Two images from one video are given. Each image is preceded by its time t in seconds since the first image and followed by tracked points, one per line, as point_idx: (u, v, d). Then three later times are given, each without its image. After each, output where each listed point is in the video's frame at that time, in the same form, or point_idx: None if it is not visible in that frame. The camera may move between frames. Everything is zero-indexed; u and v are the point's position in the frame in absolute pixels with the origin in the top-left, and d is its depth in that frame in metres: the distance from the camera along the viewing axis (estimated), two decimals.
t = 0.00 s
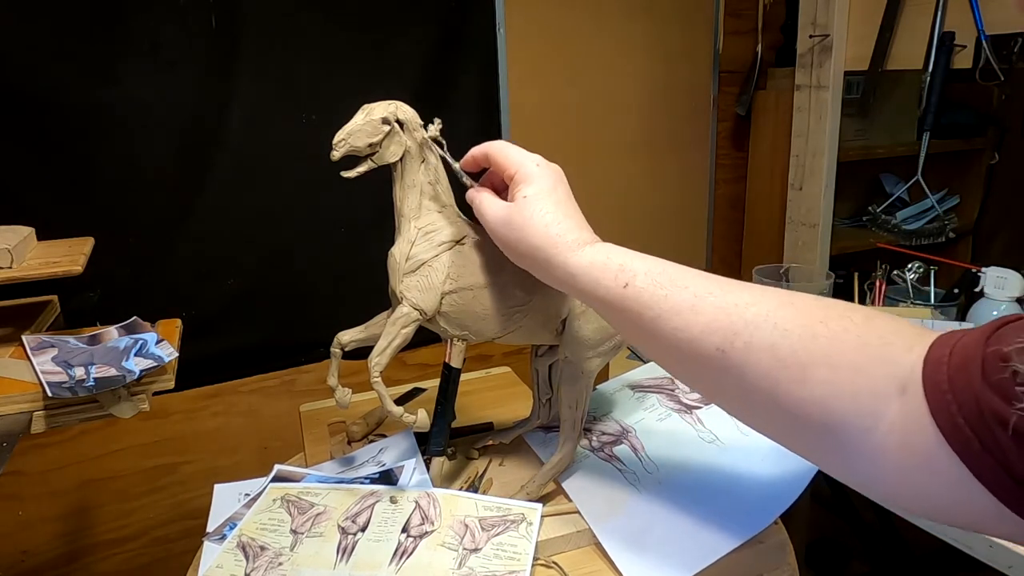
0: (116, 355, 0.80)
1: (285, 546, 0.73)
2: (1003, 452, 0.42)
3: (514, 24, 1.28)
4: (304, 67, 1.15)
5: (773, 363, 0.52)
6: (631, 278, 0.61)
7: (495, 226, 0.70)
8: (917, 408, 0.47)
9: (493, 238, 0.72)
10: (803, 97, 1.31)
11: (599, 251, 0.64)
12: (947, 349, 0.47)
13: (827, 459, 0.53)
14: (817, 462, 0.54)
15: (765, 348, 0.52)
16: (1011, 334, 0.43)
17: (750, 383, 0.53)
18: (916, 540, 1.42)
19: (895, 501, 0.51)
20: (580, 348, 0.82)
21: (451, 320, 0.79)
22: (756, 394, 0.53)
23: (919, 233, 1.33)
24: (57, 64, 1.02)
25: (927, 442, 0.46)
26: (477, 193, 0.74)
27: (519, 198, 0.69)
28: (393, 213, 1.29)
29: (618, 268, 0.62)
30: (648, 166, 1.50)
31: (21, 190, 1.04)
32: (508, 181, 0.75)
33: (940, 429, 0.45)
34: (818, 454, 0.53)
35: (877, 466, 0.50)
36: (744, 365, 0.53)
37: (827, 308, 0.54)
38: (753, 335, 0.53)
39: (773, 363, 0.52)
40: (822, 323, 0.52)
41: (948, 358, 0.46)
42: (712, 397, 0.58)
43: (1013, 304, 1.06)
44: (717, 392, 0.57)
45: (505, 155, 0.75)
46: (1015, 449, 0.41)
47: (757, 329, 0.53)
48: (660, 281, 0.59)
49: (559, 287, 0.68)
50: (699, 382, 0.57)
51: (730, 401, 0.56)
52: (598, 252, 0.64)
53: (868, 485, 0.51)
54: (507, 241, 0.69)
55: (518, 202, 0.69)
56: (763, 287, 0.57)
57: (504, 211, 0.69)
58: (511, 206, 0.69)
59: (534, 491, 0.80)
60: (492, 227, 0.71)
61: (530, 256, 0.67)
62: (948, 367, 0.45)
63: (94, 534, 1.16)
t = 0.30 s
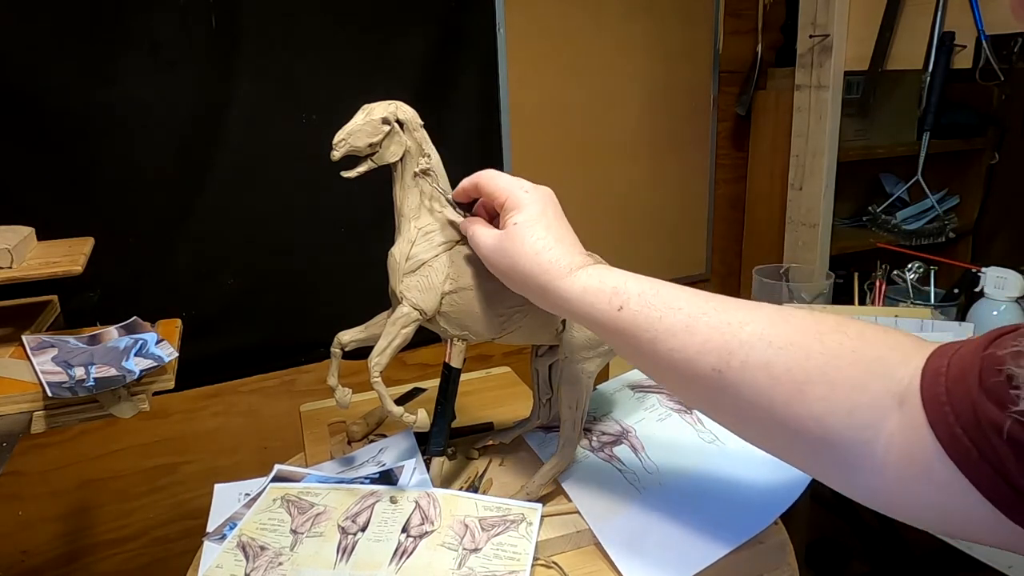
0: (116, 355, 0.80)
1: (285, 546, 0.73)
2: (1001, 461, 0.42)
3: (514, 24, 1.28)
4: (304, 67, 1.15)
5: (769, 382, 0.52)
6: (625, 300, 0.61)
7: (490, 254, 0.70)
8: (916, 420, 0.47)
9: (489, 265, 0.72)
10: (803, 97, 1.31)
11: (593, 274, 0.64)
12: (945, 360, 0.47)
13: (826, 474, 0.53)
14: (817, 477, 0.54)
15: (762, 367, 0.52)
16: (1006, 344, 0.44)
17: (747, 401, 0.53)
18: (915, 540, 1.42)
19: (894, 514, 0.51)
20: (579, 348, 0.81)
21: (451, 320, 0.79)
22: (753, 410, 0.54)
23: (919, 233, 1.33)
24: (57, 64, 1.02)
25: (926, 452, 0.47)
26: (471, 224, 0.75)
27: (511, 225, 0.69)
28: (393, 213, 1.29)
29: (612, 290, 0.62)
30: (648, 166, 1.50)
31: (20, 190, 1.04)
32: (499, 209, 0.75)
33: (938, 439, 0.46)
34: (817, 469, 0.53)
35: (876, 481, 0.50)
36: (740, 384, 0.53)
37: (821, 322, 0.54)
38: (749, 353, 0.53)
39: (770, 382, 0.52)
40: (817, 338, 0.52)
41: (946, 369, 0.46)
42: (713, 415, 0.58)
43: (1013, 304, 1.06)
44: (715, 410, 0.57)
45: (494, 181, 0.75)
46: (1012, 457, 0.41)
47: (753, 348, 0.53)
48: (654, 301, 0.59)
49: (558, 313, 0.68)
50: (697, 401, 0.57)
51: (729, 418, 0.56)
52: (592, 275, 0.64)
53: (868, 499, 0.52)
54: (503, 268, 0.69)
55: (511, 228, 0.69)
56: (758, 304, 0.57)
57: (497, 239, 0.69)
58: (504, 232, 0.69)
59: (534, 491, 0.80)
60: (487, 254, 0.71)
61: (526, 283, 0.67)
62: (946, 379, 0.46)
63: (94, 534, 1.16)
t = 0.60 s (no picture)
0: (116, 355, 0.80)
1: (285, 546, 0.73)
2: (996, 452, 0.42)
3: (514, 25, 1.28)
4: (304, 67, 1.15)
5: (755, 368, 0.52)
6: (612, 286, 0.61)
7: (479, 237, 0.71)
8: (906, 408, 0.47)
9: (478, 247, 0.73)
10: (803, 97, 1.31)
11: (582, 260, 0.64)
12: (936, 349, 0.47)
13: (815, 461, 0.53)
14: (807, 466, 0.54)
15: (747, 351, 0.53)
16: (1000, 334, 0.43)
17: (734, 387, 0.54)
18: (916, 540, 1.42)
19: (884, 502, 0.51)
20: (579, 348, 0.81)
21: (451, 320, 0.79)
22: (740, 396, 0.54)
23: (919, 233, 1.33)
24: (57, 64, 1.02)
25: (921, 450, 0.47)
26: (464, 203, 0.75)
27: (501, 208, 0.69)
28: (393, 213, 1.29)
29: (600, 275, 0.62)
30: (648, 166, 1.50)
31: (20, 190, 1.04)
32: (493, 191, 0.75)
33: (931, 430, 0.45)
34: (806, 457, 0.53)
35: (865, 468, 0.50)
36: (727, 369, 0.53)
37: (809, 310, 0.54)
38: (735, 339, 0.53)
39: (756, 368, 0.52)
40: (804, 324, 0.52)
41: (938, 358, 0.46)
42: (700, 402, 0.58)
43: (1013, 304, 1.06)
44: (703, 397, 0.57)
45: (489, 163, 0.75)
46: (1007, 449, 0.41)
47: (739, 333, 0.53)
48: (641, 287, 0.59)
49: (544, 297, 0.68)
50: (686, 389, 0.58)
51: (717, 406, 0.56)
52: (581, 261, 0.64)
53: (858, 488, 0.52)
54: (492, 252, 0.69)
55: (501, 212, 0.69)
56: (745, 290, 0.57)
57: (488, 222, 0.70)
58: (494, 216, 0.69)
59: (534, 491, 0.80)
60: (477, 237, 0.71)
61: (513, 266, 0.68)
62: (938, 368, 0.46)
63: (94, 534, 1.16)
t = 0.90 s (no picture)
0: (116, 355, 0.80)
1: (285, 545, 0.73)
2: (994, 452, 0.42)
3: (515, 25, 1.29)
4: (304, 67, 1.15)
5: (757, 367, 0.52)
6: (613, 282, 0.61)
7: (481, 230, 0.70)
8: (906, 409, 0.47)
9: (478, 240, 0.72)
10: (803, 97, 1.31)
11: (584, 255, 0.64)
12: (935, 349, 0.47)
13: (817, 461, 0.53)
14: (808, 465, 0.54)
15: (750, 350, 0.52)
16: (1000, 335, 0.43)
17: (735, 385, 0.53)
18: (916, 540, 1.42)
19: (885, 503, 0.51)
20: (579, 348, 0.81)
21: (451, 320, 0.79)
22: (742, 395, 0.54)
23: (919, 233, 1.33)
24: (57, 64, 1.02)
25: (920, 452, 0.46)
26: (465, 194, 0.74)
27: (504, 203, 0.69)
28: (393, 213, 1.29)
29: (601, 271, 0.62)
30: (648, 165, 1.50)
31: (20, 190, 1.04)
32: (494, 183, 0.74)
33: (930, 430, 0.45)
34: (807, 456, 0.53)
35: (870, 474, 0.50)
36: (728, 367, 0.53)
37: (812, 309, 0.54)
38: (737, 337, 0.53)
39: (758, 366, 0.52)
40: (806, 323, 0.52)
41: (937, 358, 0.46)
42: (700, 400, 0.58)
43: (1013, 303, 1.06)
44: (703, 394, 0.57)
45: (492, 154, 0.74)
46: (1006, 448, 0.41)
47: (741, 331, 0.53)
48: (642, 284, 0.59)
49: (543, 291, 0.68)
50: (686, 386, 0.57)
51: (718, 403, 0.56)
52: (582, 256, 0.64)
53: (860, 488, 0.52)
54: (493, 245, 0.69)
55: (504, 206, 0.69)
56: (749, 288, 0.57)
57: (489, 215, 0.69)
58: (496, 210, 0.69)
59: (534, 491, 0.80)
60: (478, 229, 0.70)
61: (514, 260, 0.67)
62: (937, 368, 0.46)
63: (94, 534, 1.16)
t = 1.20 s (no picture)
0: (116, 355, 0.80)
1: (285, 545, 0.73)
2: (997, 457, 0.42)
3: (515, 25, 1.29)
4: (304, 67, 1.15)
5: (763, 381, 0.52)
6: (617, 300, 0.61)
7: (482, 252, 0.71)
8: (909, 415, 0.47)
9: (480, 260, 0.72)
10: (803, 97, 1.31)
11: (587, 272, 0.64)
12: (940, 358, 0.47)
13: (820, 472, 0.53)
14: (811, 476, 0.54)
15: (755, 365, 0.53)
16: (1003, 342, 0.44)
17: (741, 399, 0.54)
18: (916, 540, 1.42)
19: (887, 512, 0.51)
20: (579, 348, 0.81)
21: (451, 320, 0.79)
22: (746, 408, 0.54)
23: (919, 233, 1.33)
24: (58, 64, 1.02)
25: (921, 453, 0.47)
26: (466, 218, 0.74)
27: (506, 222, 0.69)
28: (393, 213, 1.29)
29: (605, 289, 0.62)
30: (648, 165, 1.50)
31: (20, 190, 1.04)
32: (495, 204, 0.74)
33: (935, 438, 0.46)
34: (812, 468, 0.53)
35: (875, 484, 0.50)
36: (733, 381, 0.53)
37: (816, 322, 0.54)
38: (742, 352, 0.53)
39: (763, 381, 0.52)
40: (810, 337, 0.52)
41: (942, 368, 0.46)
42: (705, 414, 0.58)
43: (1013, 304, 1.06)
44: (709, 408, 0.57)
45: (491, 176, 0.74)
46: (1008, 454, 0.41)
47: (746, 346, 0.53)
48: (647, 299, 0.59)
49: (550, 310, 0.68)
50: (691, 400, 0.58)
51: (723, 417, 0.56)
52: (585, 274, 0.64)
53: (862, 498, 0.52)
54: (495, 265, 0.69)
55: (506, 226, 0.69)
56: (752, 302, 0.57)
57: (490, 236, 0.69)
58: (498, 230, 0.69)
59: (534, 491, 0.80)
60: (480, 250, 0.71)
61: (519, 280, 0.67)
62: (941, 377, 0.46)
63: (94, 534, 1.16)
